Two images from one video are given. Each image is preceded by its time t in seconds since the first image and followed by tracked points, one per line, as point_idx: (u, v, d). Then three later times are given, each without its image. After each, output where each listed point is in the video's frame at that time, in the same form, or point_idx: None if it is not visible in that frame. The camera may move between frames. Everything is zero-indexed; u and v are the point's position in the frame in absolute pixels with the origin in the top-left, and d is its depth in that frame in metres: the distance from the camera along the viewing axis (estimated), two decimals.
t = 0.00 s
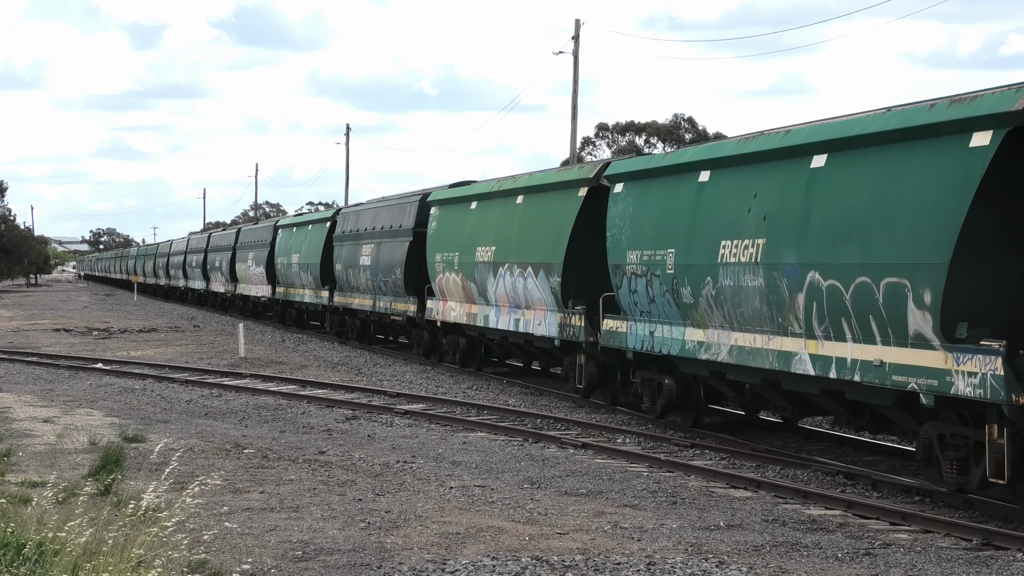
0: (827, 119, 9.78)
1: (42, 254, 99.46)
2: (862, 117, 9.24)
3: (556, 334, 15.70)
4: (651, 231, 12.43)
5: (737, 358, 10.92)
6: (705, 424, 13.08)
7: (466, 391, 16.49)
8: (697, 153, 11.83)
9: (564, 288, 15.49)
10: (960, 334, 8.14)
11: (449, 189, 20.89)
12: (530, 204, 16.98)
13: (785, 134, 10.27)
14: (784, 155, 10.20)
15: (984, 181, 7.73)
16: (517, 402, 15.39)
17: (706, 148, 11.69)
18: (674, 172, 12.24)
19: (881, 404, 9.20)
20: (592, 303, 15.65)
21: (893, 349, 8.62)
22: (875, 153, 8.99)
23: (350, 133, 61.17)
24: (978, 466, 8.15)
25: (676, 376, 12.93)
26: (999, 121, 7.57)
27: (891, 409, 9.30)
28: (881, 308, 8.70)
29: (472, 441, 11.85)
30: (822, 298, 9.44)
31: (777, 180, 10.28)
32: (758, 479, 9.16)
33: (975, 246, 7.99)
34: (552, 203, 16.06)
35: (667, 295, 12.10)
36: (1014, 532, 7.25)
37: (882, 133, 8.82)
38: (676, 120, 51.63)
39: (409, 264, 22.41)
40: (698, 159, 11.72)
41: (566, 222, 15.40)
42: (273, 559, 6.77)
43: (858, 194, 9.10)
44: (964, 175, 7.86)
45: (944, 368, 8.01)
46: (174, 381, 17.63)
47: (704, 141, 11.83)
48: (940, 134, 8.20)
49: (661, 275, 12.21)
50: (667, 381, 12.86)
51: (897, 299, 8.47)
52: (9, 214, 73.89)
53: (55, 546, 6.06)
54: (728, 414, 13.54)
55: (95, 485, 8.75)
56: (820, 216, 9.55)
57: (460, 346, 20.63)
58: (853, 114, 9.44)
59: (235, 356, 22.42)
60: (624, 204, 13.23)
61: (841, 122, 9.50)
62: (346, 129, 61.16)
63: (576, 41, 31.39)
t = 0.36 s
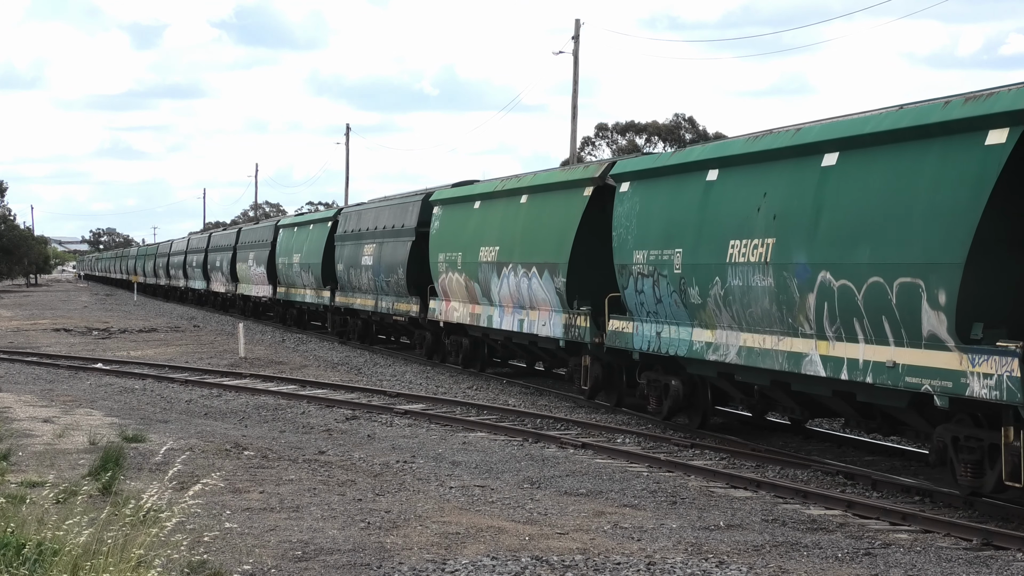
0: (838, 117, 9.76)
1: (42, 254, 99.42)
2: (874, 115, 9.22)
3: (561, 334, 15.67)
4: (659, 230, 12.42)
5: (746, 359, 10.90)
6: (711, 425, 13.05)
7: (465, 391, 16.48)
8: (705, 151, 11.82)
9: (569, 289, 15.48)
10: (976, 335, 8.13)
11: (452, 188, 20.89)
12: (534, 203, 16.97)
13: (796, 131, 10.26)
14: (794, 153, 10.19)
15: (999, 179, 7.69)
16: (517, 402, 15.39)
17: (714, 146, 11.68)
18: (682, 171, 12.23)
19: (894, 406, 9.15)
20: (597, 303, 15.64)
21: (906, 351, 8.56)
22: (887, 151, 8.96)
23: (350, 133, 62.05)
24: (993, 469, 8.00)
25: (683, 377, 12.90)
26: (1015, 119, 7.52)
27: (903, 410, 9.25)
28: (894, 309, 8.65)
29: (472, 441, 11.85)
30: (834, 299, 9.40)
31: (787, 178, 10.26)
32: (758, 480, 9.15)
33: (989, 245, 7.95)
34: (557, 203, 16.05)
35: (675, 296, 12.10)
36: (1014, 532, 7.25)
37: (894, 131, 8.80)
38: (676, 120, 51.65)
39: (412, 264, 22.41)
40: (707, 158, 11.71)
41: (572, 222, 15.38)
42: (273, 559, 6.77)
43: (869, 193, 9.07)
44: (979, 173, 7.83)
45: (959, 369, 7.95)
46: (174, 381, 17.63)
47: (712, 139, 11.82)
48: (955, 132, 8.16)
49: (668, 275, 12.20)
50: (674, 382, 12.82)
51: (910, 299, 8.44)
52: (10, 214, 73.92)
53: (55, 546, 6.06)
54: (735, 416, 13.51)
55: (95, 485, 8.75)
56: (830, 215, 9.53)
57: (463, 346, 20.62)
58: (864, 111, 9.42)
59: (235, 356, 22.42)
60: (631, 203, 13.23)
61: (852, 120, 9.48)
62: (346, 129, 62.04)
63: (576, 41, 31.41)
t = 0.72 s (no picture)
0: (848, 115, 9.76)
1: (43, 254, 99.43)
2: (887, 112, 9.20)
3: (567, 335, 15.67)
4: (665, 230, 12.42)
5: (754, 360, 10.90)
6: (718, 427, 13.04)
7: (465, 391, 16.49)
8: (713, 150, 11.82)
9: (574, 290, 15.47)
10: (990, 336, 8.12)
11: (455, 188, 20.89)
12: (538, 203, 16.96)
13: (805, 130, 10.25)
14: (804, 152, 10.19)
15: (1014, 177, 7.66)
16: (517, 402, 15.39)
17: (722, 145, 11.68)
18: (689, 170, 12.23)
19: (905, 408, 9.13)
20: (602, 304, 15.63)
21: (918, 352, 8.54)
22: (898, 150, 8.95)
23: (350, 133, 61.94)
24: (1008, 472, 7.93)
25: (690, 378, 12.88)
26: None
27: (914, 412, 9.23)
28: (906, 309, 8.62)
29: (472, 441, 11.85)
30: (844, 299, 9.40)
31: (797, 177, 10.26)
32: (758, 479, 9.15)
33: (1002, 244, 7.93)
34: (561, 203, 16.04)
35: (682, 296, 12.09)
36: (1014, 532, 7.25)
37: (906, 129, 8.78)
38: (676, 120, 51.64)
39: (414, 264, 22.40)
40: (714, 157, 11.71)
41: (577, 221, 15.37)
42: (273, 559, 6.77)
43: (879, 192, 9.06)
44: (994, 171, 7.80)
45: (973, 371, 7.92)
46: (174, 381, 17.63)
47: (720, 138, 11.82)
48: (969, 129, 8.14)
49: (675, 275, 12.20)
50: (681, 383, 12.80)
51: (922, 299, 8.43)
52: (10, 214, 73.94)
53: (55, 546, 6.06)
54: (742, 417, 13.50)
55: (95, 485, 8.75)
56: (840, 214, 9.52)
57: (467, 347, 20.61)
58: (875, 110, 9.42)
59: (235, 356, 22.43)
60: (637, 202, 13.23)
61: (864, 118, 9.46)
62: (346, 129, 61.95)
63: (576, 41, 31.39)
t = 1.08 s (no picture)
0: (858, 114, 9.75)
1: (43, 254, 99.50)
2: (897, 111, 9.19)
3: (571, 336, 15.66)
4: (672, 229, 12.42)
5: (763, 361, 10.90)
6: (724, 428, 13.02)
7: (465, 391, 16.49)
8: (720, 149, 11.82)
9: (579, 290, 15.47)
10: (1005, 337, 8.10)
11: (457, 187, 20.89)
12: (542, 202, 16.95)
13: (814, 128, 10.24)
14: (813, 150, 10.19)
15: None
16: (517, 402, 15.40)
17: (730, 144, 11.68)
18: (696, 169, 12.23)
19: (916, 410, 9.11)
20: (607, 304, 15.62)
21: (931, 354, 8.53)
22: (909, 149, 8.94)
23: (350, 133, 62.15)
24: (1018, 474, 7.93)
25: (696, 379, 12.85)
26: None
27: (925, 414, 9.21)
28: (919, 310, 8.61)
29: (472, 441, 11.85)
30: (855, 300, 9.39)
31: (806, 177, 10.26)
32: (758, 480, 9.15)
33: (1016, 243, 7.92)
34: (566, 203, 16.03)
35: (689, 296, 12.08)
36: (1014, 532, 7.25)
37: (918, 127, 8.77)
38: (675, 120, 51.69)
39: (417, 264, 22.38)
40: (722, 156, 11.71)
41: (581, 221, 15.36)
42: (273, 559, 6.77)
43: (890, 191, 9.05)
44: (1009, 169, 7.79)
45: (987, 372, 7.90)
46: (174, 381, 17.63)
47: (727, 137, 11.82)
48: (982, 127, 8.13)
49: (681, 275, 12.20)
50: (688, 385, 12.78)
51: (934, 300, 8.42)
52: (10, 214, 73.98)
53: (55, 546, 6.06)
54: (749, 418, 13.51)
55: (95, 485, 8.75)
56: (850, 214, 9.52)
57: (469, 348, 20.60)
58: (885, 108, 9.41)
59: (235, 356, 22.43)
60: (643, 202, 13.23)
61: (875, 117, 9.44)
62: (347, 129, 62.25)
63: (576, 41, 31.39)
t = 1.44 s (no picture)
0: (868, 112, 9.74)
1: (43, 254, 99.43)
2: (907, 109, 9.19)
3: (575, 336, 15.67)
4: (678, 229, 12.41)
5: (771, 362, 10.90)
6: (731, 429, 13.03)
7: (465, 391, 16.49)
8: (727, 148, 11.80)
9: (584, 291, 15.46)
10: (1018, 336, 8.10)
11: (460, 186, 20.87)
12: (546, 202, 16.93)
13: (823, 127, 10.23)
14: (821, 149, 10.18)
15: None
16: (517, 402, 15.40)
17: (737, 143, 11.68)
18: (703, 167, 12.22)
19: (927, 411, 9.11)
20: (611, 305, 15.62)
21: (943, 355, 8.53)
22: (920, 147, 8.94)
23: (350, 133, 61.57)
24: None
25: (703, 381, 12.84)
26: None
27: (936, 416, 9.21)
28: (931, 311, 8.61)
29: (472, 441, 11.85)
30: (865, 301, 9.39)
31: (814, 176, 10.26)
32: (758, 479, 9.15)
33: None
34: (570, 202, 16.01)
35: (696, 296, 12.09)
36: (1014, 532, 7.25)
37: (929, 125, 8.76)
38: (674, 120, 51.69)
39: (419, 263, 22.37)
40: (729, 155, 11.70)
41: (586, 220, 15.34)
42: (273, 559, 6.77)
43: (899, 190, 9.06)
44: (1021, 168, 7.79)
45: (1000, 374, 7.91)
46: (174, 381, 17.63)
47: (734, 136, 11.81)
48: (995, 125, 8.12)
49: (687, 275, 12.20)
50: (694, 386, 12.76)
51: (946, 300, 8.43)
52: (10, 214, 73.98)
53: (55, 545, 6.06)
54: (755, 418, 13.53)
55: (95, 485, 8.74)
56: (860, 213, 9.52)
57: (472, 348, 20.59)
58: (895, 106, 9.41)
59: (235, 356, 22.43)
60: (648, 202, 13.23)
61: (884, 115, 9.43)
62: (346, 129, 61.56)
63: (576, 41, 31.40)
